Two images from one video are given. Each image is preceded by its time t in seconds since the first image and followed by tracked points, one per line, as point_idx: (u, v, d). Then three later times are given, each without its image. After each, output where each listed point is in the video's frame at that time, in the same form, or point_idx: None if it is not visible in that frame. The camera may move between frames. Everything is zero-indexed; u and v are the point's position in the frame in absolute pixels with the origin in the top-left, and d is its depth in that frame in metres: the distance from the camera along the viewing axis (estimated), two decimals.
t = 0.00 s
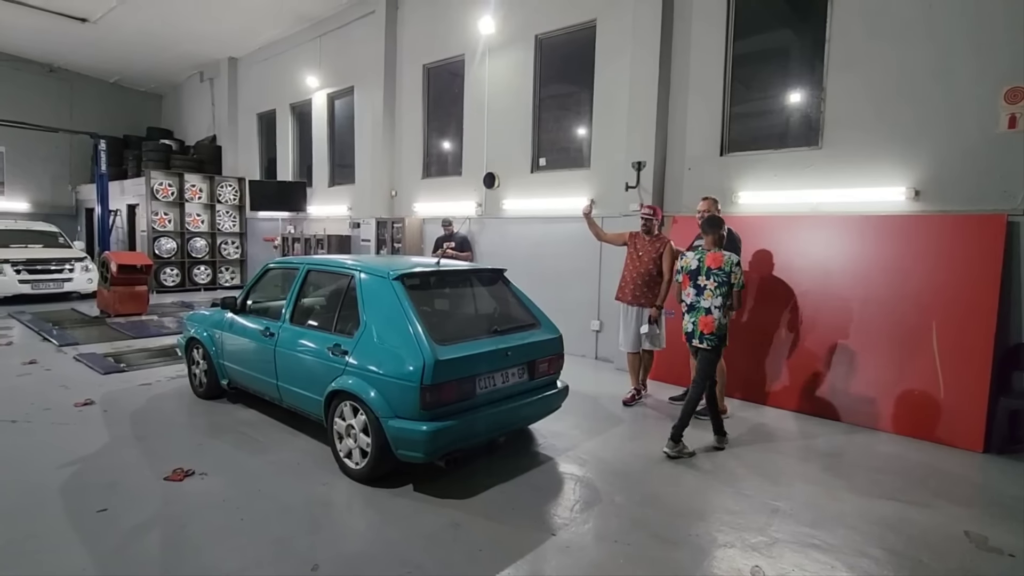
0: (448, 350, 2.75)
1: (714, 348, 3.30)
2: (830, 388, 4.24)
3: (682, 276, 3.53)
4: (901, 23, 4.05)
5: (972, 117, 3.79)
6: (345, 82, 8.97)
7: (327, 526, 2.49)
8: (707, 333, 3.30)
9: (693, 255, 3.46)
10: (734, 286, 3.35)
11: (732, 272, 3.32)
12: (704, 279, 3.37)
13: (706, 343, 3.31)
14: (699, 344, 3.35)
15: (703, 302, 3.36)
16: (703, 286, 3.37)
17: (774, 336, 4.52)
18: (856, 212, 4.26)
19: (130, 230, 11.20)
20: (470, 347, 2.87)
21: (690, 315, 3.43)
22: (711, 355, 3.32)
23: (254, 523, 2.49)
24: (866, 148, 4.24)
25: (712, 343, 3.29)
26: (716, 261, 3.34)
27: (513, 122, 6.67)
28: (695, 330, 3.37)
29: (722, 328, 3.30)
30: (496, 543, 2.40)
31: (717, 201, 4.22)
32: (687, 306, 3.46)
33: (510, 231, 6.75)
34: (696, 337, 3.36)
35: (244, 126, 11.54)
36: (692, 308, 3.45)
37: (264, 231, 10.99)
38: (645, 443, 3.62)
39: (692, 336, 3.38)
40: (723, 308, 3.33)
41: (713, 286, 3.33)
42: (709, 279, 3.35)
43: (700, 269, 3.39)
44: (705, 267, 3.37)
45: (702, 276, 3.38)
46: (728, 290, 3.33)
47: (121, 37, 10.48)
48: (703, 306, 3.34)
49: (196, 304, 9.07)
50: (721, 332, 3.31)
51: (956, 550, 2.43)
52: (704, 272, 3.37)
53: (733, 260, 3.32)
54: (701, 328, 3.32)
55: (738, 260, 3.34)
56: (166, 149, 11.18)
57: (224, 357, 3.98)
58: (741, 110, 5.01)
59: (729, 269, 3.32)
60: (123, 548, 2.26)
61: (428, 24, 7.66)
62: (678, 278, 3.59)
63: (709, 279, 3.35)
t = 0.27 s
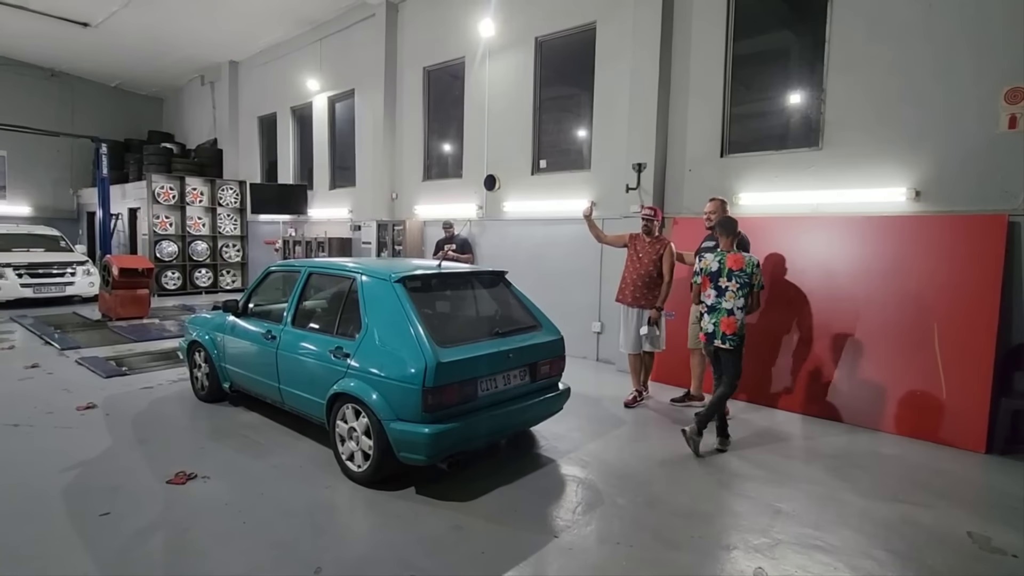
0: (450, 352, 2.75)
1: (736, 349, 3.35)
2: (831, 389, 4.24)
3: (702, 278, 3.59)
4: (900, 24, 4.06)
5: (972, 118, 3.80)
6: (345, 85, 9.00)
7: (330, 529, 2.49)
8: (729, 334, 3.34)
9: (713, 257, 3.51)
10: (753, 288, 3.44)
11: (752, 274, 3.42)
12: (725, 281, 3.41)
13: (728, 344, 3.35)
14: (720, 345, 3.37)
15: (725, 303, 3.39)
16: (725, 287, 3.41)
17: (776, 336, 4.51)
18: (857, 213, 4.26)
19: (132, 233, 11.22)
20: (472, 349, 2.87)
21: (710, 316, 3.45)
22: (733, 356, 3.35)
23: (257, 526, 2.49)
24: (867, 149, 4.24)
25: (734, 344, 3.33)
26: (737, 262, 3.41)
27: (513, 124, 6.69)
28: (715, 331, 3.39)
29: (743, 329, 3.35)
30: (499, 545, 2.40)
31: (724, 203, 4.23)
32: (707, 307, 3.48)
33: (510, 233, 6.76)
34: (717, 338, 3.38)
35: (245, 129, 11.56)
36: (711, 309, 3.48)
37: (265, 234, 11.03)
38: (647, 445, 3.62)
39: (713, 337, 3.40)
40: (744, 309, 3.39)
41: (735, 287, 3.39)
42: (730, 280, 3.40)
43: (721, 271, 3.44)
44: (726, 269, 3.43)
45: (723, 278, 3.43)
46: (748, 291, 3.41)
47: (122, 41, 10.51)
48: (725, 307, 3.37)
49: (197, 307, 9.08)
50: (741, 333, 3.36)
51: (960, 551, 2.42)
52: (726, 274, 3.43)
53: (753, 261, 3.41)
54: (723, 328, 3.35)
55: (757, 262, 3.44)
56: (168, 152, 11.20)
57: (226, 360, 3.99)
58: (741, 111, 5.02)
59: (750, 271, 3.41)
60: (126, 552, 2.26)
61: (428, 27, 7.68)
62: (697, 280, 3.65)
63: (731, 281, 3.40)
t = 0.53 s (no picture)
0: (451, 355, 2.76)
1: (752, 348, 3.40)
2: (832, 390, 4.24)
3: (717, 280, 3.50)
4: (898, 26, 4.07)
5: (970, 119, 3.81)
6: (345, 89, 9.02)
7: (331, 532, 2.49)
8: (747, 335, 3.36)
9: (733, 258, 3.44)
10: (768, 289, 3.50)
11: (769, 276, 3.47)
12: (747, 283, 3.39)
13: (745, 344, 3.37)
14: (737, 345, 3.38)
15: (746, 305, 3.37)
16: (746, 289, 3.38)
17: (776, 336, 4.51)
18: (856, 213, 4.27)
19: (132, 237, 11.23)
20: (473, 352, 2.87)
21: (726, 317, 3.41)
22: (748, 355, 3.40)
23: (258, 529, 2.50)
24: (866, 150, 4.25)
25: (751, 344, 3.38)
26: (759, 264, 3.41)
27: (513, 127, 6.70)
28: (733, 332, 3.37)
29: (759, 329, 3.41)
30: (500, 547, 2.40)
31: (727, 205, 4.26)
32: (724, 308, 3.42)
33: (510, 235, 6.78)
34: (735, 339, 3.37)
35: (246, 133, 11.59)
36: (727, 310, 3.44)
37: (265, 238, 11.04)
38: (648, 446, 3.62)
39: (731, 338, 3.38)
40: (761, 310, 3.43)
41: (756, 289, 3.39)
42: (752, 282, 3.39)
43: (743, 273, 3.39)
44: (749, 271, 3.39)
45: (744, 280, 3.39)
46: (765, 293, 3.46)
47: (123, 46, 10.54)
48: (746, 309, 3.36)
49: (198, 311, 9.08)
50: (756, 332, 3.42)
51: (961, 552, 2.42)
52: (747, 275, 3.40)
53: (771, 264, 3.46)
54: (743, 329, 3.34)
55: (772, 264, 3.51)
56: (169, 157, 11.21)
57: (227, 364, 3.99)
58: (740, 113, 5.03)
59: (768, 273, 3.45)
60: (128, 556, 2.26)
61: (428, 30, 7.71)
62: (712, 283, 3.53)
63: (752, 283, 3.40)
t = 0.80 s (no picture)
0: (449, 358, 2.76)
1: (773, 349, 3.45)
2: (830, 391, 4.25)
3: (745, 281, 3.43)
4: (893, 29, 4.09)
5: (965, 121, 3.83)
6: (343, 92, 9.03)
7: (330, 535, 2.49)
8: (772, 336, 3.41)
9: (762, 259, 3.40)
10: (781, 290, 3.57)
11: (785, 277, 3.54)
12: (774, 285, 3.40)
13: (770, 345, 3.42)
14: (763, 347, 3.40)
15: (773, 307, 3.39)
16: (773, 291, 3.40)
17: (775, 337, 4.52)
18: (852, 216, 4.29)
19: (129, 241, 11.22)
20: (471, 354, 2.88)
21: (754, 320, 3.39)
22: (770, 355, 3.45)
23: (257, 533, 2.49)
24: (862, 152, 4.27)
25: (774, 344, 3.43)
26: (782, 266, 3.44)
27: (510, 129, 6.72)
28: (761, 334, 3.38)
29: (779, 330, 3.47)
30: (499, 550, 2.40)
31: (724, 206, 4.23)
32: (753, 311, 3.39)
33: (508, 238, 6.78)
34: (762, 341, 3.39)
35: (243, 137, 11.58)
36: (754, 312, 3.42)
37: (263, 241, 11.01)
38: (647, 449, 3.62)
39: (759, 340, 3.38)
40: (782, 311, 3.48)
41: (781, 291, 3.43)
42: (778, 283, 3.41)
43: (771, 274, 3.40)
44: (776, 272, 3.40)
45: (772, 282, 3.40)
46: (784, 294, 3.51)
47: (120, 50, 10.54)
48: (774, 310, 3.38)
49: (195, 315, 9.07)
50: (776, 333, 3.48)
51: (959, 552, 2.43)
52: (774, 277, 3.41)
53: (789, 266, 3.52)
54: (771, 331, 3.37)
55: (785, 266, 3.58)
56: (166, 161, 11.21)
57: (225, 368, 3.99)
58: (737, 115, 5.05)
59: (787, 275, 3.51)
60: (126, 560, 2.26)
61: (425, 34, 7.72)
62: (739, 284, 3.44)
63: (778, 284, 3.42)
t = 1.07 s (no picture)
0: (444, 361, 2.76)
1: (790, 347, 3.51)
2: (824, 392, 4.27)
3: (773, 281, 3.37)
4: (883, 33, 4.13)
5: (955, 124, 3.87)
6: (337, 96, 9.03)
7: (324, 539, 2.48)
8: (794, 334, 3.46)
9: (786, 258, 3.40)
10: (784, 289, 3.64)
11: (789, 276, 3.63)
12: (794, 283, 3.44)
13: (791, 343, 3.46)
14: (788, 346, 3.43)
15: (795, 305, 3.43)
16: (795, 290, 3.43)
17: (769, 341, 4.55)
18: (844, 218, 4.32)
19: (122, 245, 11.15)
20: (466, 356, 2.88)
21: (781, 319, 3.40)
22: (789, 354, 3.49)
23: (250, 538, 2.48)
24: (854, 155, 4.31)
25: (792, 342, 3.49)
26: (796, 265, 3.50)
27: (504, 132, 6.73)
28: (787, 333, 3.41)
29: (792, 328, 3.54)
30: (493, 553, 2.40)
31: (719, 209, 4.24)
32: (782, 310, 3.37)
33: (503, 240, 6.79)
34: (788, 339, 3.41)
35: (237, 140, 11.55)
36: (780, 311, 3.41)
37: (258, 245, 10.96)
38: (642, 451, 3.63)
39: (786, 339, 3.40)
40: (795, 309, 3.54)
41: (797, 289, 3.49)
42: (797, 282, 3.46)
43: (794, 273, 3.42)
44: (795, 270, 3.44)
45: (794, 280, 3.43)
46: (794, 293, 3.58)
47: (113, 53, 10.49)
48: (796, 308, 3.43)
49: (189, 318, 9.02)
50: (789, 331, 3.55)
51: (951, 552, 2.44)
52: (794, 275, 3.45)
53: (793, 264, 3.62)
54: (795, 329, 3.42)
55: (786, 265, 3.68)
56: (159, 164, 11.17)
57: (218, 371, 3.97)
58: (730, 118, 5.08)
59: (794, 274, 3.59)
60: (118, 566, 2.24)
61: (419, 37, 7.73)
62: (769, 284, 3.38)
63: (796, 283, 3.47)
